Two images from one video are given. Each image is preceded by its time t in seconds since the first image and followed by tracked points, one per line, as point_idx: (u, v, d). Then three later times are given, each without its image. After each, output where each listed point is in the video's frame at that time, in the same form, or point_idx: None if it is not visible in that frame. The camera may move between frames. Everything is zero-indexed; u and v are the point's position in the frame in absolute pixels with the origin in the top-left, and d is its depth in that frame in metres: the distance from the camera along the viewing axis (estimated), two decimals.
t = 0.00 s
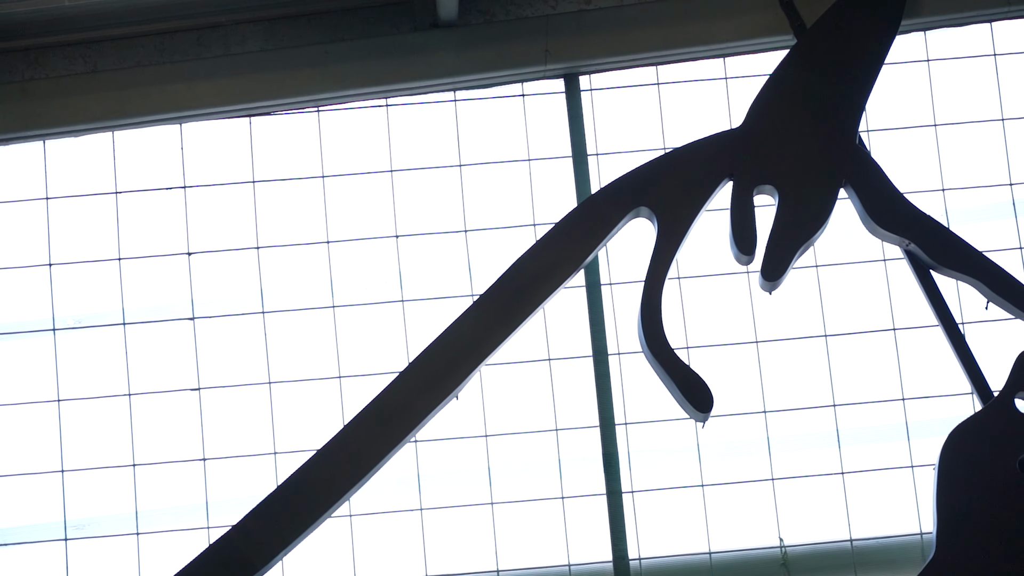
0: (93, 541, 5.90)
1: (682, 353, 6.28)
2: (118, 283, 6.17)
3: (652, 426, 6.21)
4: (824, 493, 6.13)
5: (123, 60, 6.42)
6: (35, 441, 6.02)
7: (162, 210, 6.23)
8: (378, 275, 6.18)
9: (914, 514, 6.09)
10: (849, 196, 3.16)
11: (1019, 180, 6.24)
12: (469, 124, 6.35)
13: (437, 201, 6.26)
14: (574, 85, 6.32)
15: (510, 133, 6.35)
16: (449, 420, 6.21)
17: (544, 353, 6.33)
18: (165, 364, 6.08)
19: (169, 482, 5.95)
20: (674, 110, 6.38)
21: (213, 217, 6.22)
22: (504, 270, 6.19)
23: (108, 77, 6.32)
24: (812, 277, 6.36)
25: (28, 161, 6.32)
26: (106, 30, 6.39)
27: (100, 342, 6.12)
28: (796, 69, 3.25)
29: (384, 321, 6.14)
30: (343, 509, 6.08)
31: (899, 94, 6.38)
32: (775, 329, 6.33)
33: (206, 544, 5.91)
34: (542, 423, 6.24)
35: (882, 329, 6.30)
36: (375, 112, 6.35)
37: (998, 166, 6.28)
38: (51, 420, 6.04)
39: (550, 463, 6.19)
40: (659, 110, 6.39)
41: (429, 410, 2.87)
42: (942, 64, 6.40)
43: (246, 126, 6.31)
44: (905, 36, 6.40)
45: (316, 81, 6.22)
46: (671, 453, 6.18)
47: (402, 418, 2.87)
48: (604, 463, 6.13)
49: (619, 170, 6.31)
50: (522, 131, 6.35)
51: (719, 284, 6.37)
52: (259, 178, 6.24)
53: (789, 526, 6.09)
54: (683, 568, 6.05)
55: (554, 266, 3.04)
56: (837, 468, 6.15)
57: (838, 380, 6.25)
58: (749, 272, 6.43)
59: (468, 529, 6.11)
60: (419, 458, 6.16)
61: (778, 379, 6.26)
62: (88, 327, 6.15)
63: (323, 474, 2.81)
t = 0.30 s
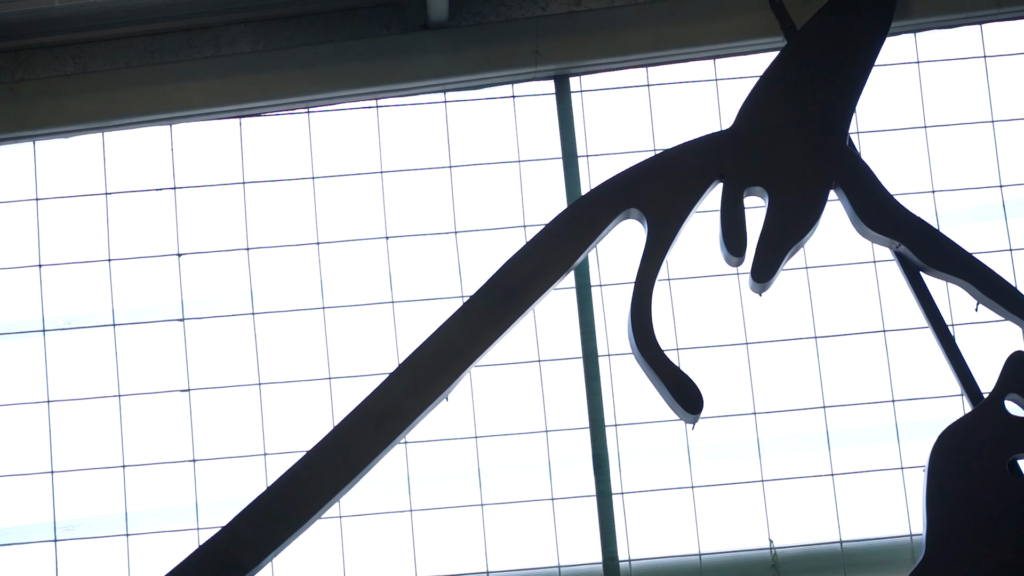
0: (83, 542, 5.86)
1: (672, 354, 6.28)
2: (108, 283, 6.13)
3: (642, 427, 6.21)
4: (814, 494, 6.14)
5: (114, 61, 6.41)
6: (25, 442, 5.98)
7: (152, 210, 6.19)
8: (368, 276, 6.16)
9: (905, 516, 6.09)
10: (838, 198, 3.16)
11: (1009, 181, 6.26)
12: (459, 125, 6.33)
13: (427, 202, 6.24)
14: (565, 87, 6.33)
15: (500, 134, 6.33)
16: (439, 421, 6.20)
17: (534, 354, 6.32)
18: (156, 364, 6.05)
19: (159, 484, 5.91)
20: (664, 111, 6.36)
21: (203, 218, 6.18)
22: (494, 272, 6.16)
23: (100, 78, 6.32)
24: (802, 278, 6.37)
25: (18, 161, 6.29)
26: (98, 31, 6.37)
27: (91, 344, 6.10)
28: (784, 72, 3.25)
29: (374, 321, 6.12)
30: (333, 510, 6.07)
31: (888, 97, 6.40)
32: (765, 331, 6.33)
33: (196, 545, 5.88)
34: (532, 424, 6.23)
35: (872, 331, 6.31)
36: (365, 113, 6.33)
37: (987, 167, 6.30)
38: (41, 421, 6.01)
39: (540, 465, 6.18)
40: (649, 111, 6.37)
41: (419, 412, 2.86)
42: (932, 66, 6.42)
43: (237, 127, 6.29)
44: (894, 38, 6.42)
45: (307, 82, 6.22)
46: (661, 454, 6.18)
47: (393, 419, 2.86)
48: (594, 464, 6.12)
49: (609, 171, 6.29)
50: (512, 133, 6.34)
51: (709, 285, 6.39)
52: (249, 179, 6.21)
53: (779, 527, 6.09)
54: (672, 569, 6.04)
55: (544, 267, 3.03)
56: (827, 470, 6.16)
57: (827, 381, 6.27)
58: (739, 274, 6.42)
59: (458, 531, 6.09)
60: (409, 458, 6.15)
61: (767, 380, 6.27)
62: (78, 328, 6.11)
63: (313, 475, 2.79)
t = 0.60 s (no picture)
0: (74, 542, 5.82)
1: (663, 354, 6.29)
2: (99, 283, 6.10)
3: (633, 427, 6.21)
4: (805, 494, 6.14)
5: (106, 61, 6.38)
6: (15, 441, 5.95)
7: (143, 210, 6.15)
8: (359, 275, 6.14)
9: (896, 516, 6.10)
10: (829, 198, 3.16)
11: (999, 181, 6.29)
12: (451, 125, 6.31)
13: (418, 202, 6.22)
14: (556, 87, 6.31)
15: (491, 134, 6.32)
16: (430, 421, 6.19)
17: (525, 354, 6.31)
18: (146, 365, 6.01)
19: (149, 484, 5.87)
20: (655, 112, 6.37)
21: (194, 218, 6.15)
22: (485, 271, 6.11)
23: (91, 77, 6.29)
24: (793, 279, 6.38)
25: (8, 160, 6.25)
26: (90, 32, 6.37)
27: (81, 343, 6.06)
28: (775, 72, 3.25)
29: (365, 321, 6.09)
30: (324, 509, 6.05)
31: (879, 97, 6.41)
32: (756, 331, 6.33)
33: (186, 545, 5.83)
34: (524, 424, 6.22)
35: (863, 331, 6.32)
36: (357, 112, 6.30)
37: (978, 168, 6.33)
38: (32, 420, 5.97)
39: (531, 465, 6.17)
40: (640, 111, 6.36)
41: (411, 411, 2.84)
42: (923, 66, 6.44)
43: (228, 127, 6.26)
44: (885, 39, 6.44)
45: (298, 81, 6.20)
46: (652, 454, 6.18)
47: (385, 418, 2.84)
48: (586, 465, 6.12)
49: (601, 171, 6.26)
50: (503, 132, 6.32)
51: (700, 285, 6.39)
52: (240, 179, 6.18)
53: (770, 527, 6.09)
54: (664, 569, 6.04)
55: (537, 265, 3.02)
56: (818, 470, 6.16)
57: (818, 381, 6.27)
58: (730, 273, 6.45)
59: (449, 531, 6.08)
60: (400, 458, 6.14)
61: (758, 380, 6.27)
62: (69, 328, 6.07)
63: (305, 475, 2.78)
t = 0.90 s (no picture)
0: (64, 538, 5.79)
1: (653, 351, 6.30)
2: (90, 279, 6.06)
3: (623, 423, 6.22)
4: (795, 491, 6.15)
5: (96, 57, 6.31)
6: (6, 438, 5.91)
7: (133, 205, 6.12)
8: (350, 272, 6.11)
9: (885, 512, 6.13)
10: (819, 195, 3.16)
11: (989, 180, 6.31)
12: (442, 122, 6.29)
13: (408, 199, 6.20)
14: (547, 83, 6.29)
15: (481, 130, 6.30)
16: (420, 417, 6.18)
17: (515, 351, 6.30)
18: (136, 361, 5.97)
19: (140, 480, 5.84)
20: (647, 109, 6.35)
21: (184, 214, 6.11)
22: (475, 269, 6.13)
23: (81, 73, 6.25)
24: (784, 275, 6.39)
25: None
26: (80, 28, 6.28)
27: (72, 339, 6.02)
28: (766, 69, 3.25)
29: (356, 317, 6.07)
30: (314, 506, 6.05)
31: (870, 95, 6.42)
32: (747, 328, 6.34)
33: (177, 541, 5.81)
34: (514, 421, 6.21)
35: (853, 328, 6.34)
36: (347, 109, 6.27)
37: (968, 166, 6.34)
38: (22, 417, 5.93)
39: (521, 461, 6.16)
40: (631, 108, 6.35)
41: (400, 409, 2.83)
42: (913, 65, 6.46)
43: (218, 123, 6.23)
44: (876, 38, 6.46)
45: (289, 77, 6.17)
46: (642, 451, 6.19)
47: (374, 416, 2.83)
48: (575, 460, 6.11)
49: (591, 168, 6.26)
50: (494, 129, 6.31)
51: (691, 282, 6.39)
52: (231, 175, 6.15)
53: (760, 523, 6.10)
54: (653, 567, 6.03)
55: (527, 262, 3.01)
56: (808, 467, 6.18)
57: (809, 379, 6.28)
58: (721, 270, 6.46)
59: (438, 527, 6.06)
60: (391, 456, 6.12)
61: (748, 377, 6.28)
62: (59, 324, 6.03)
63: (293, 473, 2.76)
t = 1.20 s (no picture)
0: (52, 535, 5.75)
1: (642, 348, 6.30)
2: (78, 275, 6.02)
3: (612, 421, 6.22)
4: (783, 487, 6.17)
5: (87, 53, 6.25)
6: None
7: (121, 202, 6.08)
8: (338, 268, 6.07)
9: (873, 509, 6.14)
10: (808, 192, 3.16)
11: (977, 177, 6.33)
12: (430, 118, 6.26)
13: (397, 195, 6.17)
14: (535, 80, 6.27)
15: (470, 127, 6.27)
16: (409, 414, 6.17)
17: (504, 348, 6.29)
18: (123, 359, 5.92)
19: (128, 478, 5.80)
20: (635, 106, 6.34)
21: (173, 211, 6.07)
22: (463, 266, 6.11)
23: (68, 70, 6.19)
24: (772, 272, 6.40)
25: None
26: (71, 25, 6.22)
27: (59, 336, 5.96)
28: (755, 65, 3.25)
29: (344, 314, 6.04)
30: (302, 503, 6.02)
31: (858, 93, 6.44)
32: (735, 325, 6.35)
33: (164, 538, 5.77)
34: (502, 418, 6.20)
35: (841, 325, 6.36)
36: (336, 106, 6.24)
37: (955, 163, 6.37)
38: (10, 415, 5.88)
39: (510, 458, 6.15)
40: (620, 105, 6.34)
41: (388, 406, 2.81)
42: (901, 62, 6.47)
43: (206, 120, 6.19)
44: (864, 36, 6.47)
45: (277, 74, 6.13)
46: (630, 448, 6.20)
47: (362, 414, 2.80)
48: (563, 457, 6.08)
49: (579, 165, 6.25)
50: (482, 125, 6.28)
51: (680, 279, 6.39)
52: (219, 172, 6.12)
53: (748, 520, 6.10)
54: (641, 564, 6.03)
55: (516, 259, 2.99)
56: (796, 463, 6.20)
57: (797, 376, 6.29)
58: (709, 267, 6.46)
59: (427, 525, 6.04)
60: (379, 453, 6.10)
61: (737, 374, 6.28)
62: (46, 321, 5.97)
63: (280, 471, 2.74)
